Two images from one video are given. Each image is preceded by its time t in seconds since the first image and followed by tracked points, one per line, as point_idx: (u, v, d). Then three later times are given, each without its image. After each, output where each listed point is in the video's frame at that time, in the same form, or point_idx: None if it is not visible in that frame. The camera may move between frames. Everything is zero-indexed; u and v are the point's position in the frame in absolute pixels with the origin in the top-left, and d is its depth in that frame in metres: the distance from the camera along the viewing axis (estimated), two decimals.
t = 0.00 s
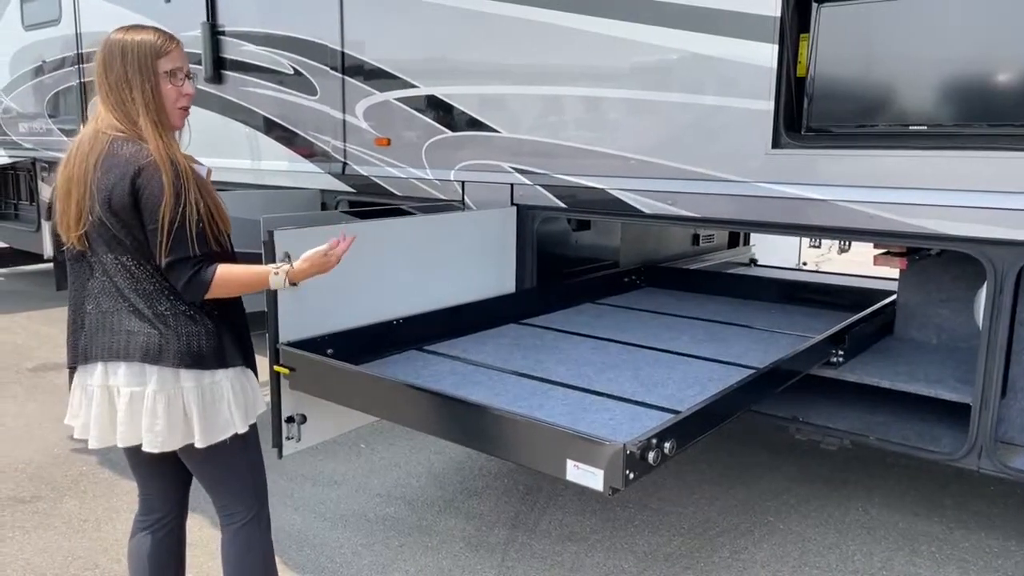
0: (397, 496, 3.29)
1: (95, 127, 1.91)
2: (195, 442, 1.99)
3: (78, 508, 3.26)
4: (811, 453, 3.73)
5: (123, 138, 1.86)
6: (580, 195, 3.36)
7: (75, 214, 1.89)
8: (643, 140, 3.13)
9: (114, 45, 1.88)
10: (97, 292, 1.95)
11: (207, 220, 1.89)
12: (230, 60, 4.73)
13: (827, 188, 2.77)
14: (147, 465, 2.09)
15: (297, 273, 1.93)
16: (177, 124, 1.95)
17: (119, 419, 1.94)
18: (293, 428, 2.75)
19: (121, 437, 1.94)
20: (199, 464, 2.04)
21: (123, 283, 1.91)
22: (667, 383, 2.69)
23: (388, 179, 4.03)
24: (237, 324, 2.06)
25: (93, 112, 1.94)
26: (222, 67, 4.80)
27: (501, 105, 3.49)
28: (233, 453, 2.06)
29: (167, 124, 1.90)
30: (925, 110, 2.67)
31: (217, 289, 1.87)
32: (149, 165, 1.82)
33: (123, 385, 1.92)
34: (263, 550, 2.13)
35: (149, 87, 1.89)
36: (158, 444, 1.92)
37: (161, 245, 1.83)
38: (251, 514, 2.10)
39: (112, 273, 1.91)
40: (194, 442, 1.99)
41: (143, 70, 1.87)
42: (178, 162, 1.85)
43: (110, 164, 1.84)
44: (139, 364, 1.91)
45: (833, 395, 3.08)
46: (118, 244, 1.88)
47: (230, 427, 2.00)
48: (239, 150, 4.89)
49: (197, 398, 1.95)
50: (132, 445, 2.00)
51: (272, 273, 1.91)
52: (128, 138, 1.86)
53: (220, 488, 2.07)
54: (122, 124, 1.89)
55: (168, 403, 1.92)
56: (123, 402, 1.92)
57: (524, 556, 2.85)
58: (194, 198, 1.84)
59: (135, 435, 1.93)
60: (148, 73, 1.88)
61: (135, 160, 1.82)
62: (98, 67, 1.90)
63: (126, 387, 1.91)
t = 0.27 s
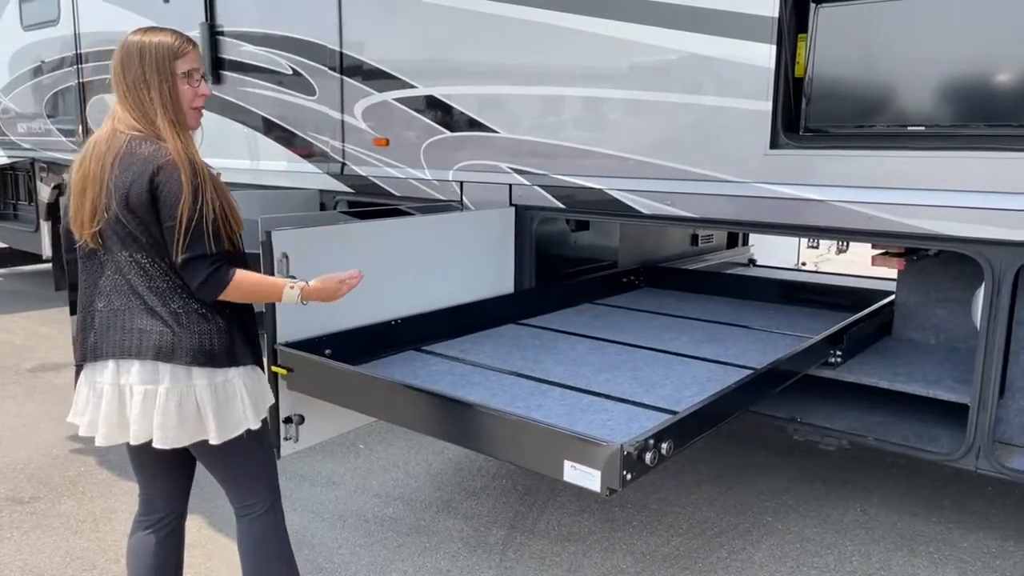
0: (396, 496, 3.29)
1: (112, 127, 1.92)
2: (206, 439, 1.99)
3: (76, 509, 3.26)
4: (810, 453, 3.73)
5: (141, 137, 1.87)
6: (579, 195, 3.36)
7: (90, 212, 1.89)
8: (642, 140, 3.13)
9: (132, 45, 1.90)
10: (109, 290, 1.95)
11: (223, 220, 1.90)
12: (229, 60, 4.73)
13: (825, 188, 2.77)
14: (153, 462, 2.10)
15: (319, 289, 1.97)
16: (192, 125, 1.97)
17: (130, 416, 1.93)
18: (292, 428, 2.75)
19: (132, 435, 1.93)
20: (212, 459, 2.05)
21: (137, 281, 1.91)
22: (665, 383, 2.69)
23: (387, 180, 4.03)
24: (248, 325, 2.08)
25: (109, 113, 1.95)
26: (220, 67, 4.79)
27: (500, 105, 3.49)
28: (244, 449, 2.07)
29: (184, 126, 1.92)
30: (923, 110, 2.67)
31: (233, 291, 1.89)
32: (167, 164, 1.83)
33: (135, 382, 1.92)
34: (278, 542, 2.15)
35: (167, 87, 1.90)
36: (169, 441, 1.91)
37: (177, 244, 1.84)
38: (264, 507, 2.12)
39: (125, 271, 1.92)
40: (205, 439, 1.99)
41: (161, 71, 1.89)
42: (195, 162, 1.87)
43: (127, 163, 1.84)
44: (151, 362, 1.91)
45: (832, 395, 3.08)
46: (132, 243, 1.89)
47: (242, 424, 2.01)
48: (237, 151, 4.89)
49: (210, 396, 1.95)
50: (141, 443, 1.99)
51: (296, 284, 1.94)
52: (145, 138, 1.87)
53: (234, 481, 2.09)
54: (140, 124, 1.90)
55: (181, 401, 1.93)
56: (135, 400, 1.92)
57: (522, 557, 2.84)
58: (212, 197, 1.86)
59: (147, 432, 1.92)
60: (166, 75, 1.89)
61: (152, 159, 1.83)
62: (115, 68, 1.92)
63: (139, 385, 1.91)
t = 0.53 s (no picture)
0: (395, 496, 3.29)
1: (159, 132, 1.94)
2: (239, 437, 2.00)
3: (74, 508, 3.26)
4: (809, 453, 3.73)
5: (193, 140, 1.91)
6: (578, 195, 3.36)
7: (136, 213, 1.89)
8: (640, 141, 3.13)
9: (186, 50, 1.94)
10: (149, 290, 1.95)
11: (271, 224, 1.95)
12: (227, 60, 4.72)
13: (822, 188, 2.77)
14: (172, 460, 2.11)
15: (349, 337, 2.08)
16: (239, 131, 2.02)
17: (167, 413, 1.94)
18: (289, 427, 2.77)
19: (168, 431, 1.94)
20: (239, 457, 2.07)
21: (180, 280, 1.93)
22: (663, 383, 2.69)
23: (386, 179, 4.03)
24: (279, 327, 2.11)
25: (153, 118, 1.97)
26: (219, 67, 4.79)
27: (499, 104, 3.49)
28: (267, 450, 2.09)
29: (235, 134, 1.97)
30: (921, 110, 2.68)
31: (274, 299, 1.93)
32: (221, 167, 1.87)
33: (174, 380, 1.93)
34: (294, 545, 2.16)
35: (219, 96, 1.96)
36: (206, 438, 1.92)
37: (229, 245, 1.87)
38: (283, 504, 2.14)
39: (167, 271, 1.93)
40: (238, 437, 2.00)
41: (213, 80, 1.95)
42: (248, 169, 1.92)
43: (178, 165, 1.87)
44: (192, 361, 1.92)
45: (830, 395, 3.08)
46: (178, 243, 1.90)
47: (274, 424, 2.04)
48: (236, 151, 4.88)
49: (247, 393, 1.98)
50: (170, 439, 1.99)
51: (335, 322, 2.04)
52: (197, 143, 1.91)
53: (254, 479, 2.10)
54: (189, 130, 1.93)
55: (219, 397, 1.95)
56: (173, 397, 1.93)
57: (521, 556, 2.84)
58: (263, 201, 1.91)
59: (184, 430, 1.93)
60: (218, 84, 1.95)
61: (207, 161, 1.87)
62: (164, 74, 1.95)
63: (179, 381, 1.92)
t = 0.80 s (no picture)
0: (394, 496, 3.29)
1: (234, 137, 2.04)
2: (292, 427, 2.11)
3: (74, 509, 3.27)
4: (807, 453, 3.73)
5: (269, 147, 2.02)
6: (577, 196, 3.36)
7: (208, 211, 1.98)
8: (638, 142, 3.14)
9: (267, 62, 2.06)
10: (212, 285, 2.05)
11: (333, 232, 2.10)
12: (226, 60, 4.72)
13: (820, 189, 2.78)
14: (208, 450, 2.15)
15: (368, 364, 2.24)
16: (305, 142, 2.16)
17: (230, 405, 2.05)
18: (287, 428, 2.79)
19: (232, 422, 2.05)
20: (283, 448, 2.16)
21: (245, 278, 2.04)
22: (662, 383, 2.70)
23: (385, 180, 4.03)
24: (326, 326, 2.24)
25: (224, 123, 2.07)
26: (217, 68, 4.79)
27: (497, 105, 3.50)
28: (308, 443, 2.18)
29: (308, 147, 2.09)
30: (918, 111, 2.68)
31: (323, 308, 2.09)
32: (299, 176, 2.00)
33: (236, 373, 2.04)
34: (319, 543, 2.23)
35: (294, 110, 2.09)
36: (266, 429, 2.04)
37: (300, 247, 2.00)
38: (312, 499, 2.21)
39: (233, 268, 2.03)
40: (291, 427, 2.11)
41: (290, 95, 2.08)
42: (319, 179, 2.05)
43: (257, 169, 1.97)
44: (254, 354, 2.03)
45: (829, 396, 3.08)
46: (247, 242, 2.01)
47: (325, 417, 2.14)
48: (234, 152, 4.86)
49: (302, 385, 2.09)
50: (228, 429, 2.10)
51: (362, 347, 2.21)
52: (274, 150, 2.02)
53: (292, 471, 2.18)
54: (264, 137, 2.04)
55: (278, 389, 2.06)
56: (236, 389, 2.04)
57: (520, 557, 2.85)
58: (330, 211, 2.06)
59: (247, 422, 2.04)
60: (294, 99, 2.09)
61: (284, 168, 1.99)
62: (241, 82, 2.06)
63: (241, 374, 2.03)
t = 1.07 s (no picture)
0: (392, 496, 3.29)
1: (292, 136, 2.13)
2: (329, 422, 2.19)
3: (72, 509, 3.27)
4: (805, 453, 3.73)
5: (326, 147, 2.12)
6: (575, 197, 3.36)
7: (264, 205, 2.06)
8: (636, 142, 3.14)
9: (327, 67, 2.17)
10: (256, 277, 2.11)
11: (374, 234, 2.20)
12: (224, 60, 4.72)
13: (818, 189, 2.78)
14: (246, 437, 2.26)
15: (384, 372, 2.31)
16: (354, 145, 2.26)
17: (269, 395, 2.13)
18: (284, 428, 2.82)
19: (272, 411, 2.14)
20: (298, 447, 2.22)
21: (289, 272, 2.11)
22: (661, 383, 2.70)
23: (383, 180, 4.03)
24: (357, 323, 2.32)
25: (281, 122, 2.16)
26: (216, 68, 4.79)
27: (496, 106, 3.50)
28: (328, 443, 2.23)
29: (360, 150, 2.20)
30: (915, 111, 2.69)
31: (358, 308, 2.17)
32: (354, 178, 2.10)
33: (274, 364, 2.11)
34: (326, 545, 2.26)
35: (350, 115, 2.19)
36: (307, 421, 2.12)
37: (349, 246, 2.10)
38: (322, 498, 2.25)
39: (279, 261, 2.10)
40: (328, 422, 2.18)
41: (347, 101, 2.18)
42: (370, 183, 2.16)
43: (315, 167, 2.07)
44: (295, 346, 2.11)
45: (826, 396, 3.09)
46: (296, 238, 2.09)
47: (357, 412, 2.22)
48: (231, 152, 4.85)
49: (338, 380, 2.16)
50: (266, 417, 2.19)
51: (381, 354, 2.28)
52: (330, 151, 2.12)
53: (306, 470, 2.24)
54: (320, 138, 2.13)
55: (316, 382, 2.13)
56: (274, 380, 2.12)
57: (518, 557, 2.85)
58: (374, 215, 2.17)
59: (286, 413, 2.12)
60: (351, 105, 2.19)
61: (341, 168, 2.09)
62: (301, 85, 2.15)
63: (280, 365, 2.10)
